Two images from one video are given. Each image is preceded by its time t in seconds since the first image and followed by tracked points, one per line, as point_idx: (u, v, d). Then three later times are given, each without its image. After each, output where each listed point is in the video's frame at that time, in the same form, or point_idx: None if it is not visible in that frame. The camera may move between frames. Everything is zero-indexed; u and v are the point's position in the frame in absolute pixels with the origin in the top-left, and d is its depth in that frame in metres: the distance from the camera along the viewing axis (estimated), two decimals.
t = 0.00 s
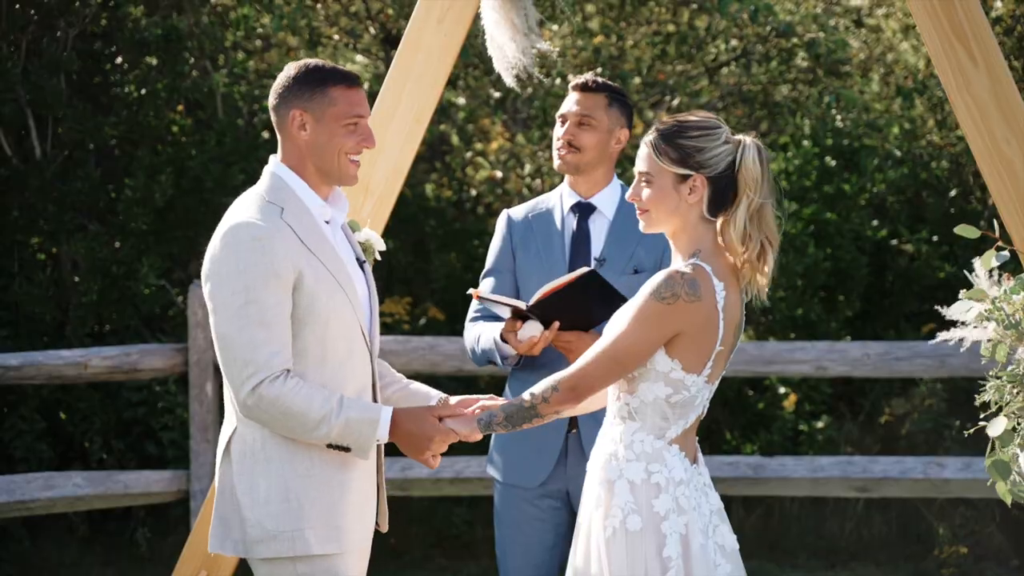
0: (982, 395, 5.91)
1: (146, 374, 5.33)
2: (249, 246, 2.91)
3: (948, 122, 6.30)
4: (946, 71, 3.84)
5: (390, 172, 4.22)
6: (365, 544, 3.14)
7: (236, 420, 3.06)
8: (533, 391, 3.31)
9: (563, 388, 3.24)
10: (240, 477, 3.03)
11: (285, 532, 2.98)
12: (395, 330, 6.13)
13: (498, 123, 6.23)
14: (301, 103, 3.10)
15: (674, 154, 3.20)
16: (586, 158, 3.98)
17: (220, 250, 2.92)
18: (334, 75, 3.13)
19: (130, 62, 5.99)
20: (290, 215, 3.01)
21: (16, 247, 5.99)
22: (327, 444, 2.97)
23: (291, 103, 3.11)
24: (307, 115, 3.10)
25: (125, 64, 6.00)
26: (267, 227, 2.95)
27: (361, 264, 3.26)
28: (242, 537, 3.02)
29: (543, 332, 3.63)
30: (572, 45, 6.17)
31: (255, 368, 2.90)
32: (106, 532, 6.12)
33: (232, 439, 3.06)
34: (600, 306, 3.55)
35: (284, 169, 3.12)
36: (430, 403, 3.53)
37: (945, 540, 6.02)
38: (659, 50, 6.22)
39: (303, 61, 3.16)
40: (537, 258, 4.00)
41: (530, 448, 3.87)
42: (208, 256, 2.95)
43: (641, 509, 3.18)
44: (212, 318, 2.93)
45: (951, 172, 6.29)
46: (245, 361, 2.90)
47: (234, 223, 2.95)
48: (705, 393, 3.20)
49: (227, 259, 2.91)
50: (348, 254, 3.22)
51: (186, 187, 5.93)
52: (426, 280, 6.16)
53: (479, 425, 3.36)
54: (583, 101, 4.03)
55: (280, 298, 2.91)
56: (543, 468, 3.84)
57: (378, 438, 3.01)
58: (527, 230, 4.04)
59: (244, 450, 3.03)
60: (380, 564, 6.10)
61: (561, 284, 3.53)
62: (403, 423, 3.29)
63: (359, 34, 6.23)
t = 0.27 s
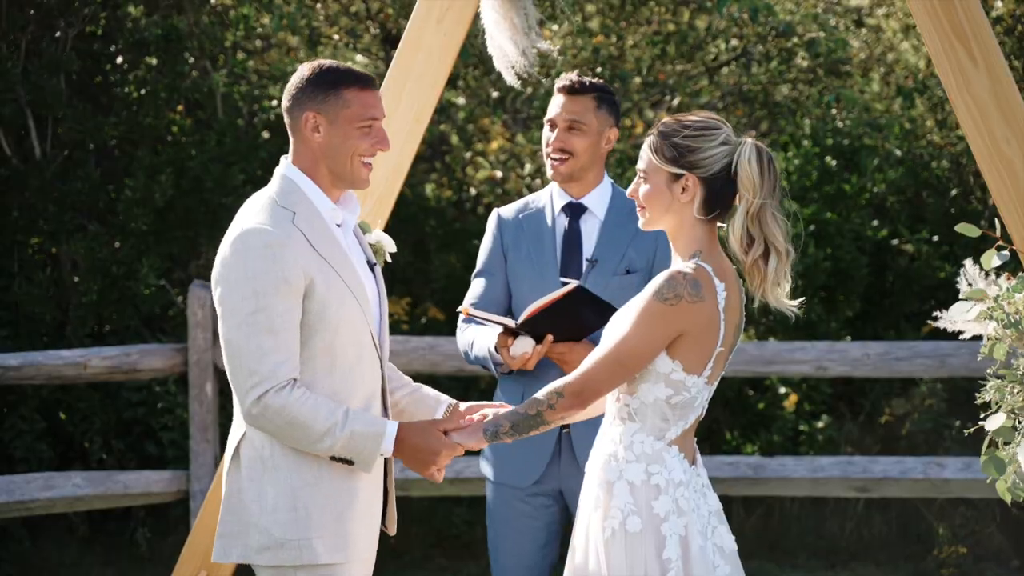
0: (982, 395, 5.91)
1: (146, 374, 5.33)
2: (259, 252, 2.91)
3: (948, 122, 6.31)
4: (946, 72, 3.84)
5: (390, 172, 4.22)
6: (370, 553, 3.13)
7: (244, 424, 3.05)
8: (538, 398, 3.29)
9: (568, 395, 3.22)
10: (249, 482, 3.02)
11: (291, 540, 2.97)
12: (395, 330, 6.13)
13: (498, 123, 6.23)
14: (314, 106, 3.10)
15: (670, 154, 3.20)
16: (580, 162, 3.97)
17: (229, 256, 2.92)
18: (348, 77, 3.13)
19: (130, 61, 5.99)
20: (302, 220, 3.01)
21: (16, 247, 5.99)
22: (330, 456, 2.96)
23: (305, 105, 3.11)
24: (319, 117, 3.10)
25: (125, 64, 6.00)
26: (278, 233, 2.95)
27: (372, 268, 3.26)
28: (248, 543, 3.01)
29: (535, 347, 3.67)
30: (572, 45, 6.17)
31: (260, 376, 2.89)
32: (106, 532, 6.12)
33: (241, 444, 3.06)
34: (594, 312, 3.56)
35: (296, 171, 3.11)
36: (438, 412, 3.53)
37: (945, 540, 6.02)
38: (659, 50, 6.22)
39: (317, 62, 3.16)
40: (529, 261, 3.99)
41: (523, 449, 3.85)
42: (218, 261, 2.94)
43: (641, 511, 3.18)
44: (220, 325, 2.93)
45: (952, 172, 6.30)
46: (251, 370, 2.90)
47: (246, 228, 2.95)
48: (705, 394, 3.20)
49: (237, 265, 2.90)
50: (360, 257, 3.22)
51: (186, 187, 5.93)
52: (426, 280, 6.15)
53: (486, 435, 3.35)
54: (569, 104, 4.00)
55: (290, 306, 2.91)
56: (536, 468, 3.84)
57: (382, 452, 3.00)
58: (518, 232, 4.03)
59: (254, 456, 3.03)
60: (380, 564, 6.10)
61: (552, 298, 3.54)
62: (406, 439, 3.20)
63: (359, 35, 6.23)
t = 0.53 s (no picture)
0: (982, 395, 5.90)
1: (146, 374, 5.32)
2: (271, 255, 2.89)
3: (948, 122, 6.32)
4: (946, 72, 3.83)
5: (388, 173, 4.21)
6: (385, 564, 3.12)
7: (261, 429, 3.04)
8: (544, 405, 3.26)
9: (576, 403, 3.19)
10: (265, 491, 3.01)
11: (306, 550, 2.96)
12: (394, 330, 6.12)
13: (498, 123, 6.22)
14: (333, 108, 3.08)
15: (672, 154, 3.20)
16: (548, 168, 3.99)
17: (242, 258, 2.90)
18: (368, 79, 3.11)
19: (130, 61, 5.98)
20: (319, 225, 2.99)
21: (16, 247, 5.98)
22: (328, 466, 2.94)
23: (324, 107, 3.09)
24: (339, 119, 3.08)
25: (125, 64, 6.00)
26: (291, 236, 2.93)
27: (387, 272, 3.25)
28: (261, 551, 2.99)
29: (519, 351, 3.64)
30: (572, 45, 6.15)
31: (265, 382, 2.87)
32: (105, 532, 6.11)
33: (258, 451, 3.04)
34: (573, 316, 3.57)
35: (313, 172, 3.10)
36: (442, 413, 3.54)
37: (945, 540, 6.01)
38: (659, 50, 6.22)
39: (337, 63, 3.15)
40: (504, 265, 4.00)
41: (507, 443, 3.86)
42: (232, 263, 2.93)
43: (641, 515, 3.18)
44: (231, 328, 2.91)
45: (951, 172, 6.30)
46: (256, 375, 2.87)
47: (260, 230, 2.93)
48: (704, 398, 3.22)
49: (251, 268, 2.88)
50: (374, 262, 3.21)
51: (186, 187, 5.92)
52: (426, 280, 6.13)
53: (487, 433, 3.29)
54: (530, 111, 3.99)
55: (300, 310, 2.89)
56: (515, 464, 3.86)
57: (382, 468, 2.97)
58: (486, 236, 4.03)
59: (271, 463, 3.01)
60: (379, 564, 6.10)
61: (533, 306, 3.55)
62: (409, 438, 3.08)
63: (359, 34, 6.23)
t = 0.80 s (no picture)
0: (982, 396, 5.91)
1: (144, 374, 5.31)
2: (293, 255, 2.81)
3: (948, 122, 6.32)
4: (946, 72, 3.82)
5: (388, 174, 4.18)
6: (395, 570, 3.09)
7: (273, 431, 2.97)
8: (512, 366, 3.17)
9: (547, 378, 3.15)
10: (277, 494, 2.95)
11: (315, 559, 2.91)
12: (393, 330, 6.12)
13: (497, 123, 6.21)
14: (368, 111, 3.01)
15: (652, 150, 3.22)
16: (510, 171, 4.11)
17: (264, 256, 2.82)
18: (403, 81, 3.04)
19: (130, 61, 5.98)
20: (348, 229, 2.92)
21: (15, 247, 5.98)
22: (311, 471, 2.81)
23: (357, 110, 3.01)
24: (374, 123, 3.01)
25: (125, 64, 5.99)
26: (317, 238, 2.85)
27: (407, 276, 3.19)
28: (270, 554, 2.94)
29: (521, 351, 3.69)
30: (572, 45, 6.14)
31: (262, 379, 2.77)
32: (105, 532, 6.11)
33: (270, 452, 2.97)
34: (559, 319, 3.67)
35: (343, 175, 3.02)
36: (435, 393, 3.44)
37: (945, 541, 6.02)
38: (660, 50, 6.21)
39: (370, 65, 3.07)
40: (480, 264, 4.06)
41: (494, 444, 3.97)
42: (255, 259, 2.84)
43: (635, 515, 3.19)
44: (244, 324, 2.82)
45: (951, 172, 6.31)
46: (254, 371, 2.78)
47: (286, 230, 2.85)
48: (685, 393, 3.25)
49: (276, 267, 2.80)
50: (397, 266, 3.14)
51: (186, 187, 5.91)
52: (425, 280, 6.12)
53: (444, 354, 3.13)
54: (487, 117, 4.10)
55: (320, 313, 2.81)
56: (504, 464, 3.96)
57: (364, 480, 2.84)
58: (457, 236, 4.08)
59: (283, 467, 2.95)
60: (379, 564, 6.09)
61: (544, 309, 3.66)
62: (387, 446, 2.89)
63: (358, 35, 6.08)
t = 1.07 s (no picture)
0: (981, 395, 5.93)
1: (144, 374, 5.31)
2: (335, 263, 2.70)
3: (947, 123, 6.41)
4: (944, 72, 3.80)
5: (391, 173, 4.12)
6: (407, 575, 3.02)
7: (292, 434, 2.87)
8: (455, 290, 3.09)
9: (472, 315, 3.12)
10: (292, 496, 2.87)
11: (330, 566, 2.84)
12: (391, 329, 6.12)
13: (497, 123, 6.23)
14: (405, 118, 2.85)
15: (608, 144, 3.27)
16: (494, 181, 4.12)
17: (304, 264, 2.70)
18: (444, 90, 2.88)
19: (128, 61, 6.00)
20: (385, 240, 2.80)
21: (15, 248, 5.99)
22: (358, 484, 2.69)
23: (394, 117, 2.86)
24: (412, 131, 2.86)
25: (124, 64, 6.01)
26: (357, 246, 2.74)
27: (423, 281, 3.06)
28: (283, 557, 2.87)
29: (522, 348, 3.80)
30: (571, 45, 6.15)
31: (308, 391, 2.66)
32: (103, 532, 6.12)
33: (287, 454, 2.88)
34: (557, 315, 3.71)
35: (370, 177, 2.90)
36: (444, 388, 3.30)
37: (943, 540, 6.04)
38: (658, 51, 6.22)
39: (407, 70, 2.90)
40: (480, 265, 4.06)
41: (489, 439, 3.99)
42: (295, 267, 2.72)
43: (604, 510, 3.20)
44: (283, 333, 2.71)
45: (949, 172, 6.36)
46: (299, 383, 2.67)
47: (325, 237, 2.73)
48: (642, 383, 3.32)
49: (317, 278, 2.68)
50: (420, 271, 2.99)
51: (185, 187, 5.92)
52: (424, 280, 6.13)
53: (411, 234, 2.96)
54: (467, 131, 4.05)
55: (362, 322, 2.70)
56: (498, 459, 3.97)
57: (416, 490, 2.70)
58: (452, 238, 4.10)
59: (301, 470, 2.86)
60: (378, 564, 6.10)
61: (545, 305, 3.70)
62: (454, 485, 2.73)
63: (357, 35, 6.17)
